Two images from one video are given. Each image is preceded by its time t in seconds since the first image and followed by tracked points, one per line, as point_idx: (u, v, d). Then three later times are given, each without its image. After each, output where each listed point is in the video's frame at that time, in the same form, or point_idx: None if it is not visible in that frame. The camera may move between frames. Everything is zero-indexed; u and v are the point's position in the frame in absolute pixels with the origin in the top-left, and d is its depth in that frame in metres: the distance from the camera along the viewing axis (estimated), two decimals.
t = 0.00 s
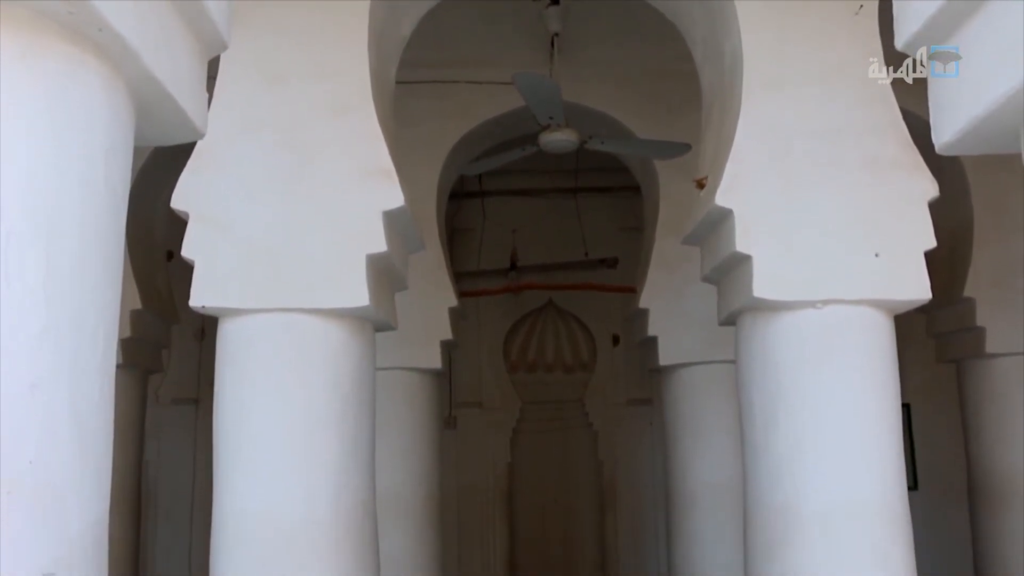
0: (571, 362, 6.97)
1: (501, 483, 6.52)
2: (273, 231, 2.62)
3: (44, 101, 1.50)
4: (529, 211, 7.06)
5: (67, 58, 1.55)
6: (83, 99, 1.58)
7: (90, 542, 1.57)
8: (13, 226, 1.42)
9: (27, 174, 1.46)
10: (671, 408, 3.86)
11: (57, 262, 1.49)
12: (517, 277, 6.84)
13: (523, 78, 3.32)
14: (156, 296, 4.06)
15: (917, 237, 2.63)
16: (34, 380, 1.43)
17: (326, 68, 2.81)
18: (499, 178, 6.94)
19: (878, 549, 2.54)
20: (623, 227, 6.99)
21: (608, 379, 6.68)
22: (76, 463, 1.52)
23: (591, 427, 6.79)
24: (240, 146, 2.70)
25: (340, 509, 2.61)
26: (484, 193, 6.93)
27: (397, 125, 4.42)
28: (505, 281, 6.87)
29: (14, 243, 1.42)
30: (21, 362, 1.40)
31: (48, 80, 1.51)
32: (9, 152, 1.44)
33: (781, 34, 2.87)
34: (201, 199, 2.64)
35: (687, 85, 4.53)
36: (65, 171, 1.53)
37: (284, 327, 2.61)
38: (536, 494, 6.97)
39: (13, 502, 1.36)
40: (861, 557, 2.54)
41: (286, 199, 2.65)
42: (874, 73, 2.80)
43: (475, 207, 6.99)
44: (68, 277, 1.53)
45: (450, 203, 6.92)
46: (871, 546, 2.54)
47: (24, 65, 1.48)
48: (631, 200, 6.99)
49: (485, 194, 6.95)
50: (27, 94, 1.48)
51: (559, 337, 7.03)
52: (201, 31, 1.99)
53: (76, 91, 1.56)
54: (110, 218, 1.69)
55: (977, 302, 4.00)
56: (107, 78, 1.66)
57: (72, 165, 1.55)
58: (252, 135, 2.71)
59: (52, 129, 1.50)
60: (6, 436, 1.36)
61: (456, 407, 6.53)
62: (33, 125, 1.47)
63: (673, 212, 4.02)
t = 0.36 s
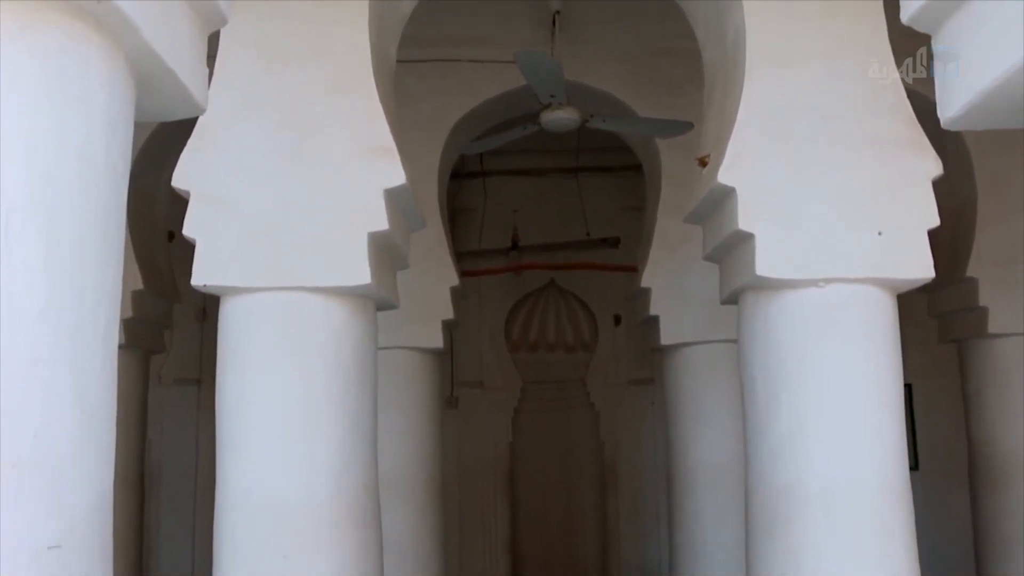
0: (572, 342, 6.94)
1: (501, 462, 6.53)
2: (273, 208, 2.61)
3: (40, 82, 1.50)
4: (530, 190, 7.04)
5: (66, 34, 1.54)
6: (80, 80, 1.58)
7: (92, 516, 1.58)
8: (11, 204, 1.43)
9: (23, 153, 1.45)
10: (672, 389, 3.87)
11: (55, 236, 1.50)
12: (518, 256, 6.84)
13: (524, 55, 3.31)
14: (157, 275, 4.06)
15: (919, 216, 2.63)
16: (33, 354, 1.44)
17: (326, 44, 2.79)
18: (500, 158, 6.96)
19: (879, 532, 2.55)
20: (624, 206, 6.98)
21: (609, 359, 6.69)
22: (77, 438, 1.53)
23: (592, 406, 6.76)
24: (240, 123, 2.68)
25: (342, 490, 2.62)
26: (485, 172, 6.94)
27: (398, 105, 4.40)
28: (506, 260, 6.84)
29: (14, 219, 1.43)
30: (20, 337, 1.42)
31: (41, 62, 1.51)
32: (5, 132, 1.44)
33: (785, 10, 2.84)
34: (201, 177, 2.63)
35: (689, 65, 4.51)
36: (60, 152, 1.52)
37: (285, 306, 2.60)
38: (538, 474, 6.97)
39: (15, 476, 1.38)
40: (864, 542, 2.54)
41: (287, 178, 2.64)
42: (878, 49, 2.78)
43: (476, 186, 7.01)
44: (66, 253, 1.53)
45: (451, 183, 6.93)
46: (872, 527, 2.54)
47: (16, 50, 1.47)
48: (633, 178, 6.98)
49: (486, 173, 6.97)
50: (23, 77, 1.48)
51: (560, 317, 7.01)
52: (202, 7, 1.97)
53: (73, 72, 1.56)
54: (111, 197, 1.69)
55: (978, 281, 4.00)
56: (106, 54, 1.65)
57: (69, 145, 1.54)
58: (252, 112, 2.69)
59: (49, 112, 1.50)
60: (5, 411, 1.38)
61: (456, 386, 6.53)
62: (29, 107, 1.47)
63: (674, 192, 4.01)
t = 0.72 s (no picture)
0: (571, 324, 6.97)
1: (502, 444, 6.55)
2: (272, 189, 2.60)
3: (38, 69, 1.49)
4: (529, 172, 7.01)
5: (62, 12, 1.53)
6: (80, 64, 1.56)
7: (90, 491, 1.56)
8: (10, 186, 1.42)
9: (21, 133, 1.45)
10: (671, 370, 3.88)
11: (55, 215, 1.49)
12: (518, 239, 6.83)
13: (524, 36, 3.29)
14: (156, 258, 4.05)
15: (919, 197, 2.63)
16: (32, 331, 1.43)
17: (324, 23, 2.77)
18: (500, 140, 6.91)
19: (877, 514, 2.56)
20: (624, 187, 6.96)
21: (608, 340, 6.69)
22: (76, 420, 1.51)
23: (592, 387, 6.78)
24: (239, 103, 2.67)
25: (343, 473, 2.62)
26: (484, 155, 6.92)
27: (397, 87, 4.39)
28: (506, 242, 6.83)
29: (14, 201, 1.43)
30: (18, 313, 1.41)
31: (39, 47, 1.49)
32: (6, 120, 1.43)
33: None
34: (200, 158, 2.63)
35: (689, 46, 4.49)
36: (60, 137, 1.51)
37: (284, 287, 2.60)
38: (537, 453, 7.03)
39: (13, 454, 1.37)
40: (862, 522, 2.55)
41: (286, 158, 2.63)
42: (880, 29, 2.77)
43: (476, 168, 6.98)
44: (66, 230, 1.52)
45: (451, 165, 6.90)
46: (871, 507, 2.56)
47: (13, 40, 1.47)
48: (634, 160, 6.94)
49: (486, 155, 6.93)
50: (23, 67, 1.47)
51: (560, 300, 7.02)
52: None
53: (70, 56, 1.54)
54: (111, 177, 1.68)
55: (977, 264, 4.01)
56: (104, 31, 1.64)
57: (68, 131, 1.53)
58: (251, 92, 2.68)
59: (49, 100, 1.49)
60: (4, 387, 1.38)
61: (457, 368, 6.51)
62: (29, 96, 1.47)
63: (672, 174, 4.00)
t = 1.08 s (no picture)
0: (571, 311, 6.98)
1: (502, 430, 6.59)
2: (271, 175, 2.60)
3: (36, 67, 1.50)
4: (529, 158, 7.00)
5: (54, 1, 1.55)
6: (74, 63, 1.58)
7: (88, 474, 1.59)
8: (10, 183, 1.45)
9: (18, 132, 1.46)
10: (670, 358, 3.88)
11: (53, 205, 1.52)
12: (517, 225, 6.81)
13: (523, 21, 3.28)
14: (155, 243, 4.04)
15: (920, 184, 2.62)
16: (32, 316, 1.46)
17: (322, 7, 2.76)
18: (499, 127, 6.90)
19: (875, 502, 2.57)
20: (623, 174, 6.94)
21: (608, 328, 6.70)
22: (75, 404, 1.56)
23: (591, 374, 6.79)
24: (238, 88, 2.66)
25: (343, 460, 2.62)
26: (484, 141, 6.90)
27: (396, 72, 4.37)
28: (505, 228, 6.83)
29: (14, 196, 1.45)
30: (19, 300, 1.44)
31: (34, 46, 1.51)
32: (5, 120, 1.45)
33: None
34: (199, 143, 2.62)
35: (690, 32, 4.48)
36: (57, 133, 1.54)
37: (284, 273, 2.60)
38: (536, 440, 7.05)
39: (15, 438, 1.41)
40: (861, 509, 2.56)
41: (285, 143, 2.62)
42: (880, 14, 2.76)
43: (475, 154, 6.96)
44: (63, 223, 1.54)
45: (450, 151, 6.89)
46: (869, 494, 2.57)
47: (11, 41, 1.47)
48: (633, 147, 6.94)
49: (485, 142, 6.92)
50: (21, 68, 1.49)
51: (559, 287, 7.03)
52: None
53: (64, 53, 1.56)
54: (108, 166, 1.70)
55: (978, 251, 4.01)
56: (99, 17, 1.65)
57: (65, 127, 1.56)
58: (249, 77, 2.67)
59: (47, 99, 1.51)
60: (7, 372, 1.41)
61: (456, 354, 6.57)
62: (29, 96, 1.48)
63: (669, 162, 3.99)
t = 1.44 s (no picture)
0: (571, 299, 6.94)
1: (502, 418, 6.61)
2: (272, 161, 2.59)
3: (36, 68, 1.50)
4: (530, 146, 6.98)
5: None
6: (75, 58, 1.58)
7: (91, 458, 1.59)
8: (12, 180, 1.45)
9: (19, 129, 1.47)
10: (671, 347, 3.89)
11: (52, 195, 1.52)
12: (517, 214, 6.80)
13: (524, 8, 3.27)
14: (156, 231, 4.04)
15: (922, 172, 2.62)
16: (33, 300, 1.47)
17: None
18: (501, 114, 6.88)
19: (875, 488, 2.57)
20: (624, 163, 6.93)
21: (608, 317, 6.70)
22: (76, 390, 1.55)
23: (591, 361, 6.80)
24: (238, 74, 2.65)
25: (343, 448, 2.62)
26: (484, 129, 6.89)
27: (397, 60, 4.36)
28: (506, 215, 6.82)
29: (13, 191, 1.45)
30: (19, 285, 1.44)
31: (36, 47, 1.51)
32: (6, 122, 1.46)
33: None
34: (199, 128, 2.62)
35: (692, 20, 4.46)
36: (57, 130, 1.53)
37: (284, 259, 2.60)
38: (537, 429, 7.08)
39: (16, 421, 1.42)
40: (860, 498, 2.56)
41: (286, 129, 2.62)
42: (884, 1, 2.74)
43: (476, 142, 6.95)
44: (64, 213, 1.54)
45: (451, 139, 6.87)
46: (868, 484, 2.57)
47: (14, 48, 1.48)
48: (635, 135, 6.91)
49: (486, 130, 6.90)
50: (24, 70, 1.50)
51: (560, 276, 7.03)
52: None
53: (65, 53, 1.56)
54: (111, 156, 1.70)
55: (979, 241, 4.01)
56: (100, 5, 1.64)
57: (65, 125, 1.56)
58: (250, 62, 2.66)
59: (48, 98, 1.51)
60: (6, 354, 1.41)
61: (456, 343, 6.61)
62: (31, 96, 1.49)
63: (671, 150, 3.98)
